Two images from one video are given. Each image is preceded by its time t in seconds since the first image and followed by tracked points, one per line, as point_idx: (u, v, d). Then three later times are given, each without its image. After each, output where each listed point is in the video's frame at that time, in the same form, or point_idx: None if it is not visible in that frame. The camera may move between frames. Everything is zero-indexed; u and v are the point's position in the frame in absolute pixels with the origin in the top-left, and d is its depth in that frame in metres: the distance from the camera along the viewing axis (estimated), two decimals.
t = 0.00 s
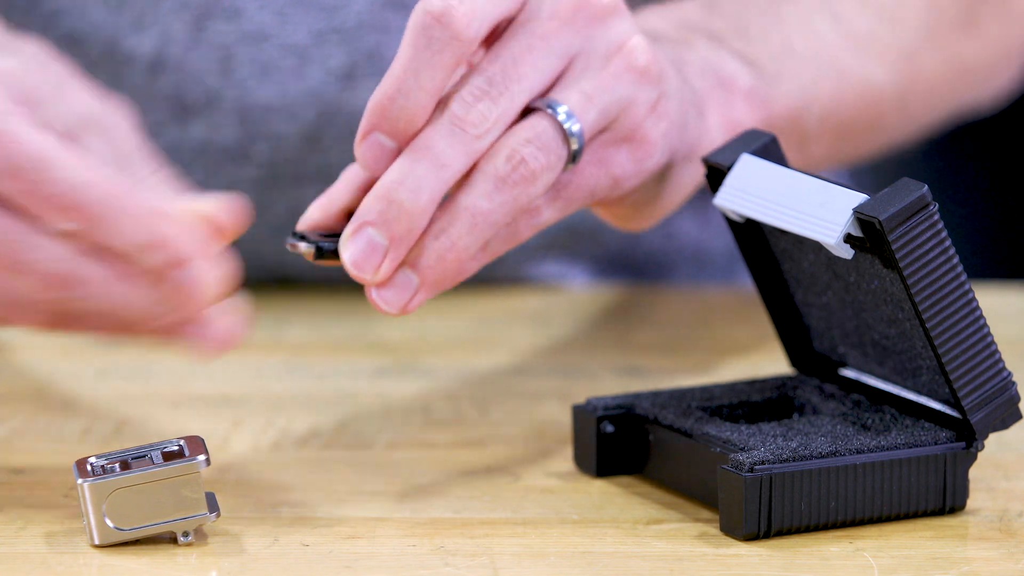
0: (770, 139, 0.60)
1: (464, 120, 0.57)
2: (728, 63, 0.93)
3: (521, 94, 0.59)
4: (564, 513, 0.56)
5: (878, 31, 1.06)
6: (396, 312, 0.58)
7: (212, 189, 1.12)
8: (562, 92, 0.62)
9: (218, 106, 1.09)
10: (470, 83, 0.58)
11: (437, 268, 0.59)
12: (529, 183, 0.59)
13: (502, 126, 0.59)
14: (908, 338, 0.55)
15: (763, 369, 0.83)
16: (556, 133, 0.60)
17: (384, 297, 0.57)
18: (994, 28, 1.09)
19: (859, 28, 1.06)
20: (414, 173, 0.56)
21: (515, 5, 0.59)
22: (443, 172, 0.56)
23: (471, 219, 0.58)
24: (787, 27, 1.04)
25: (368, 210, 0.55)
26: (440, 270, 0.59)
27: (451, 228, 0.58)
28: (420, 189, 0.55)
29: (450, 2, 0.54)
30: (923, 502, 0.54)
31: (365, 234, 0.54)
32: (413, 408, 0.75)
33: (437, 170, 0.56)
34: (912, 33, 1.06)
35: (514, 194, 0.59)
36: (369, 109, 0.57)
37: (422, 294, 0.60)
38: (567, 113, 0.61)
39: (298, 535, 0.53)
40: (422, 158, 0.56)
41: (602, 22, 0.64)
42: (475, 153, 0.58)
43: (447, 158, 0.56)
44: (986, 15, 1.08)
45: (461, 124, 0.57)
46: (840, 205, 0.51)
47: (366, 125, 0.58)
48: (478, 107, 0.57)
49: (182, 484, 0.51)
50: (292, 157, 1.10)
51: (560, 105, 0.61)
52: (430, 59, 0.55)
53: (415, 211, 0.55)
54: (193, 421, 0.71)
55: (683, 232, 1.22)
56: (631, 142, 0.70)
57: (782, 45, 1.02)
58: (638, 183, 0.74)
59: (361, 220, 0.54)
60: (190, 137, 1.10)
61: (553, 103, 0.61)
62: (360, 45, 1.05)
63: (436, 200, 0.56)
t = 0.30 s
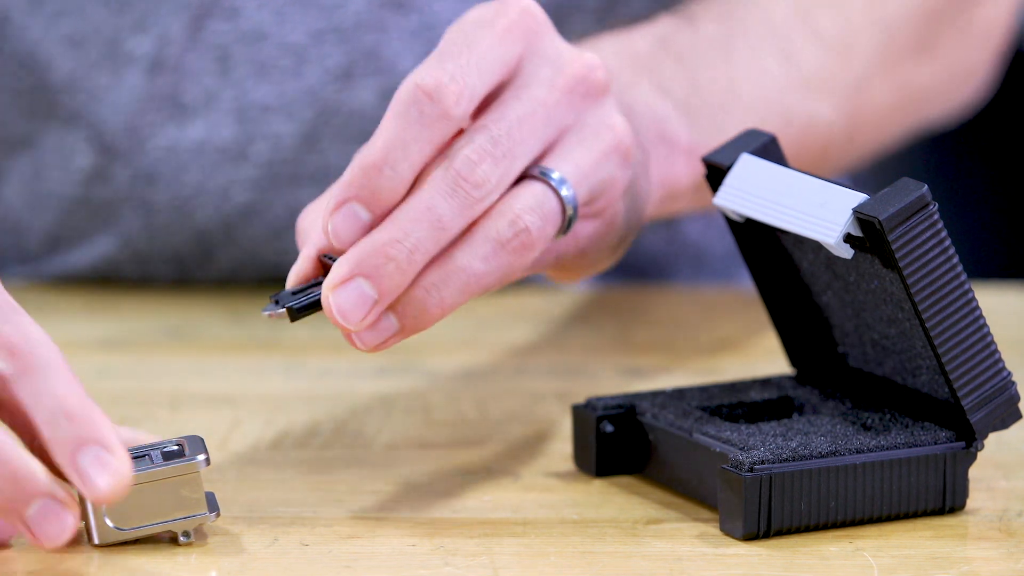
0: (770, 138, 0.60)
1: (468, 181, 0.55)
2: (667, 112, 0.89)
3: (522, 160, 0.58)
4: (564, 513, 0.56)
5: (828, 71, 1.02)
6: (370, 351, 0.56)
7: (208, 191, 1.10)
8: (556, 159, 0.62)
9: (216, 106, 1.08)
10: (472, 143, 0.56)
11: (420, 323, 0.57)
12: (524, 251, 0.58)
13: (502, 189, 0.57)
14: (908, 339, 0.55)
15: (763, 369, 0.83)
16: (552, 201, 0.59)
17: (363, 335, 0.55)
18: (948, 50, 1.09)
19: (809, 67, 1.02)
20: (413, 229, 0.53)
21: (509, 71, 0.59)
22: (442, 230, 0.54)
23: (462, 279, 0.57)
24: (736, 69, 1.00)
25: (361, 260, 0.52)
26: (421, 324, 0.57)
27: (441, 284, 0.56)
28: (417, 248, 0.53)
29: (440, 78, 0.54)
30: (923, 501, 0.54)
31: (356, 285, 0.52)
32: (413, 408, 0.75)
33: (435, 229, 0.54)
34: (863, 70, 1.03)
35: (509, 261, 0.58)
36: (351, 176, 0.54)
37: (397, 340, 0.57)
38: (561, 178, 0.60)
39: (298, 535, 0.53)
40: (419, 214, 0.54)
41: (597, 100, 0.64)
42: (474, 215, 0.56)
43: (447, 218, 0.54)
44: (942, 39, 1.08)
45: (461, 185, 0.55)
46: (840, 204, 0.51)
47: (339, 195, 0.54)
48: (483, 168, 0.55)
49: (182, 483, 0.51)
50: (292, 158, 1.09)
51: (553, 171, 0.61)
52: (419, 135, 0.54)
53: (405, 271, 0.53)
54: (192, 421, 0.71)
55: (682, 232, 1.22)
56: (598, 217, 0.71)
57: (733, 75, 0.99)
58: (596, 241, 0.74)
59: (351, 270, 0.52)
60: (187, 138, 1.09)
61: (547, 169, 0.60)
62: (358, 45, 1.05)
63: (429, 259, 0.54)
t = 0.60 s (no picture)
0: (769, 139, 0.60)
1: (498, 187, 0.55)
2: (669, 129, 0.93)
3: (549, 173, 0.58)
4: (564, 513, 0.56)
5: (825, 80, 1.10)
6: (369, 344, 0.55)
7: (207, 195, 1.10)
8: (575, 176, 0.62)
9: (212, 110, 1.06)
10: (508, 148, 0.56)
11: (425, 322, 0.55)
12: (535, 264, 0.58)
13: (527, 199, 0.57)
14: (909, 340, 0.55)
15: (762, 369, 0.83)
16: (568, 215, 0.60)
17: (366, 328, 0.54)
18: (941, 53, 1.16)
19: (806, 78, 1.09)
20: (441, 226, 0.53)
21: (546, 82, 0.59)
22: (466, 232, 0.54)
23: (472, 283, 0.56)
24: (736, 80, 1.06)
25: (387, 248, 0.51)
26: (427, 323, 0.56)
27: (452, 285, 0.55)
28: (440, 246, 0.53)
29: (483, 89, 0.54)
30: (923, 501, 0.54)
31: (377, 273, 0.51)
32: (413, 408, 0.75)
33: (460, 229, 0.54)
34: (858, 78, 1.10)
35: (520, 272, 0.58)
36: (377, 169, 0.53)
37: (397, 339, 0.56)
38: (577, 193, 0.61)
39: (298, 535, 0.53)
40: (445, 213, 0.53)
41: (625, 121, 0.65)
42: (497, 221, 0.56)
43: (473, 221, 0.54)
44: (935, 43, 1.14)
45: (492, 189, 0.55)
46: (839, 204, 0.51)
47: (364, 186, 0.53)
48: (515, 176, 0.55)
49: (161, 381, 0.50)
50: (292, 161, 1.08)
51: (570, 185, 0.61)
52: (452, 141, 0.54)
53: (426, 266, 0.52)
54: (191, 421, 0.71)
55: (682, 233, 1.22)
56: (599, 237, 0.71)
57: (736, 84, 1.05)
58: (595, 254, 0.75)
59: (375, 256, 0.51)
60: (185, 142, 1.08)
61: (565, 184, 0.61)
62: (355, 48, 1.04)
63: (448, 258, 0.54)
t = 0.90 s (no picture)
0: (769, 139, 0.60)
1: (473, 172, 0.55)
2: (678, 127, 0.92)
3: (530, 161, 0.58)
4: (564, 512, 0.56)
5: (835, 79, 1.11)
6: (332, 321, 0.55)
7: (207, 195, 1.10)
8: (558, 165, 0.62)
9: (211, 113, 1.05)
10: (489, 135, 0.56)
11: (389, 300, 0.56)
12: (506, 250, 0.58)
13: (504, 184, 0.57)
14: (907, 338, 0.55)
15: (762, 369, 0.83)
16: (543, 203, 0.59)
17: (329, 302, 0.54)
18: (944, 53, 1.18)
19: (815, 76, 1.10)
20: (410, 206, 0.53)
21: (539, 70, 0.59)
22: (436, 213, 0.54)
23: (439, 264, 0.56)
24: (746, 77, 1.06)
25: (354, 224, 0.52)
26: (391, 302, 0.56)
27: (418, 265, 0.56)
28: (408, 227, 0.53)
29: (475, 73, 0.54)
30: (922, 501, 0.54)
31: (343, 248, 0.51)
32: (413, 407, 0.75)
33: (430, 210, 0.54)
34: (868, 79, 1.12)
35: (490, 258, 0.58)
36: (364, 139, 0.53)
37: (362, 316, 0.56)
38: (556, 183, 0.60)
39: (297, 535, 0.53)
40: (418, 194, 0.53)
41: (615, 116, 0.65)
42: (471, 206, 0.56)
43: (445, 204, 0.54)
44: (939, 44, 1.17)
45: (465, 174, 0.55)
46: (838, 204, 0.51)
47: (348, 155, 0.53)
48: (491, 163, 0.55)
49: (209, 260, 0.49)
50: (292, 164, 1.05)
51: (551, 174, 0.61)
52: (438, 123, 0.54)
53: (394, 246, 0.53)
54: (191, 421, 0.71)
55: (682, 233, 1.22)
56: (587, 230, 0.71)
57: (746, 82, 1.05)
58: (586, 253, 0.75)
59: (342, 231, 0.51)
60: (185, 143, 1.07)
61: (546, 173, 0.61)
62: (355, 50, 1.04)
63: (416, 238, 0.54)
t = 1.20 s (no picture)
0: (769, 139, 0.60)
1: (462, 166, 0.55)
2: (692, 121, 0.95)
3: (523, 155, 0.58)
4: (564, 512, 0.56)
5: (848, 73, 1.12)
6: (321, 310, 0.56)
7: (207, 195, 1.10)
8: (554, 160, 0.62)
9: (212, 113, 1.05)
10: (480, 130, 0.56)
11: (379, 289, 0.57)
12: (497, 243, 0.59)
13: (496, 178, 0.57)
14: (907, 338, 0.55)
15: (762, 369, 0.83)
16: (535, 197, 0.60)
17: (319, 290, 0.55)
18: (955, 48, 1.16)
19: (829, 70, 1.12)
20: (397, 199, 0.53)
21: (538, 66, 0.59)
22: (424, 206, 0.54)
23: (429, 255, 0.57)
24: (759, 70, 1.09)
25: (342, 214, 0.52)
26: (382, 292, 0.57)
27: (407, 255, 0.56)
28: (396, 219, 0.54)
29: (471, 67, 0.54)
30: (922, 501, 0.54)
31: (330, 237, 0.52)
32: (413, 407, 0.75)
33: (419, 203, 0.54)
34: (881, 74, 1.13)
35: (480, 250, 0.58)
36: (357, 129, 0.53)
37: (354, 304, 0.57)
38: (551, 178, 0.60)
39: (297, 535, 0.53)
40: (407, 187, 0.54)
41: (616, 112, 0.64)
42: (461, 200, 0.56)
43: (434, 197, 0.55)
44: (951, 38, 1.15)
45: (455, 169, 0.55)
46: (839, 204, 0.51)
47: (341, 143, 0.53)
48: (481, 158, 0.56)
49: (235, 241, 0.52)
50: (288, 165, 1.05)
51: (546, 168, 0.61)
52: (434, 116, 0.54)
53: (381, 237, 0.53)
54: (191, 421, 0.71)
55: (682, 233, 1.22)
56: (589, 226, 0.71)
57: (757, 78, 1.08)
58: (592, 246, 0.75)
59: (330, 220, 0.52)
60: (186, 144, 1.06)
61: (541, 167, 0.61)
62: (356, 50, 1.04)
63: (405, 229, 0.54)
